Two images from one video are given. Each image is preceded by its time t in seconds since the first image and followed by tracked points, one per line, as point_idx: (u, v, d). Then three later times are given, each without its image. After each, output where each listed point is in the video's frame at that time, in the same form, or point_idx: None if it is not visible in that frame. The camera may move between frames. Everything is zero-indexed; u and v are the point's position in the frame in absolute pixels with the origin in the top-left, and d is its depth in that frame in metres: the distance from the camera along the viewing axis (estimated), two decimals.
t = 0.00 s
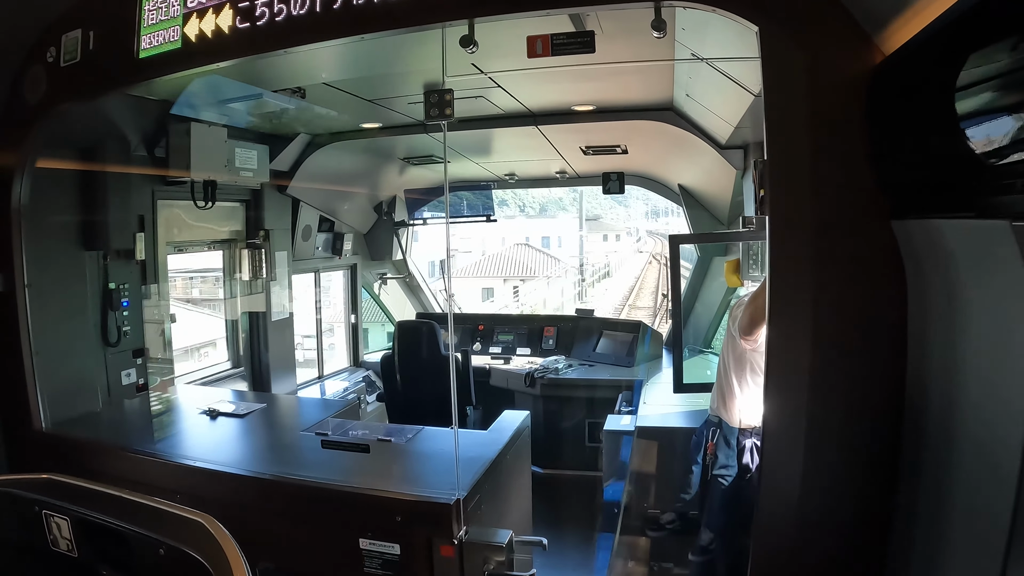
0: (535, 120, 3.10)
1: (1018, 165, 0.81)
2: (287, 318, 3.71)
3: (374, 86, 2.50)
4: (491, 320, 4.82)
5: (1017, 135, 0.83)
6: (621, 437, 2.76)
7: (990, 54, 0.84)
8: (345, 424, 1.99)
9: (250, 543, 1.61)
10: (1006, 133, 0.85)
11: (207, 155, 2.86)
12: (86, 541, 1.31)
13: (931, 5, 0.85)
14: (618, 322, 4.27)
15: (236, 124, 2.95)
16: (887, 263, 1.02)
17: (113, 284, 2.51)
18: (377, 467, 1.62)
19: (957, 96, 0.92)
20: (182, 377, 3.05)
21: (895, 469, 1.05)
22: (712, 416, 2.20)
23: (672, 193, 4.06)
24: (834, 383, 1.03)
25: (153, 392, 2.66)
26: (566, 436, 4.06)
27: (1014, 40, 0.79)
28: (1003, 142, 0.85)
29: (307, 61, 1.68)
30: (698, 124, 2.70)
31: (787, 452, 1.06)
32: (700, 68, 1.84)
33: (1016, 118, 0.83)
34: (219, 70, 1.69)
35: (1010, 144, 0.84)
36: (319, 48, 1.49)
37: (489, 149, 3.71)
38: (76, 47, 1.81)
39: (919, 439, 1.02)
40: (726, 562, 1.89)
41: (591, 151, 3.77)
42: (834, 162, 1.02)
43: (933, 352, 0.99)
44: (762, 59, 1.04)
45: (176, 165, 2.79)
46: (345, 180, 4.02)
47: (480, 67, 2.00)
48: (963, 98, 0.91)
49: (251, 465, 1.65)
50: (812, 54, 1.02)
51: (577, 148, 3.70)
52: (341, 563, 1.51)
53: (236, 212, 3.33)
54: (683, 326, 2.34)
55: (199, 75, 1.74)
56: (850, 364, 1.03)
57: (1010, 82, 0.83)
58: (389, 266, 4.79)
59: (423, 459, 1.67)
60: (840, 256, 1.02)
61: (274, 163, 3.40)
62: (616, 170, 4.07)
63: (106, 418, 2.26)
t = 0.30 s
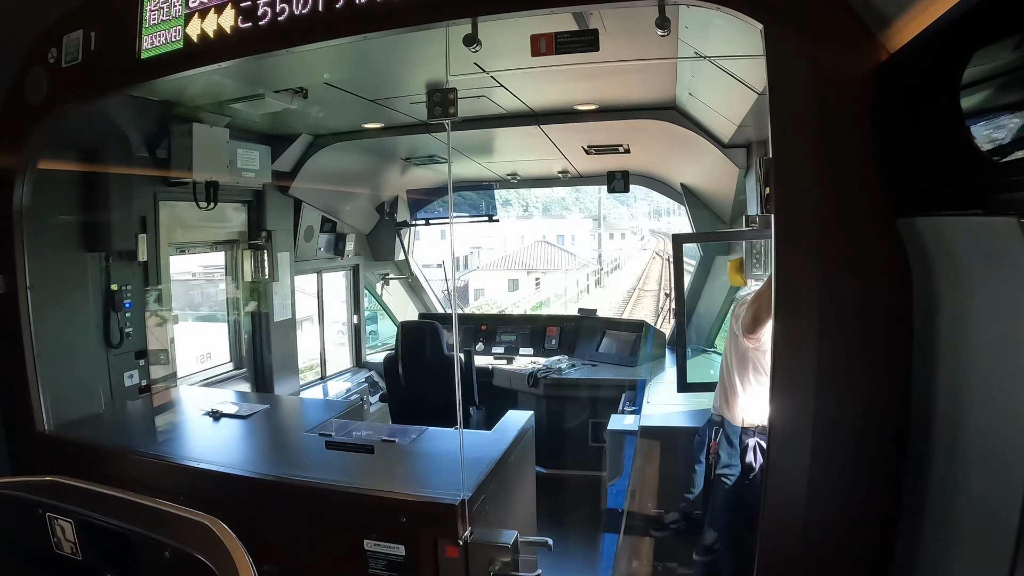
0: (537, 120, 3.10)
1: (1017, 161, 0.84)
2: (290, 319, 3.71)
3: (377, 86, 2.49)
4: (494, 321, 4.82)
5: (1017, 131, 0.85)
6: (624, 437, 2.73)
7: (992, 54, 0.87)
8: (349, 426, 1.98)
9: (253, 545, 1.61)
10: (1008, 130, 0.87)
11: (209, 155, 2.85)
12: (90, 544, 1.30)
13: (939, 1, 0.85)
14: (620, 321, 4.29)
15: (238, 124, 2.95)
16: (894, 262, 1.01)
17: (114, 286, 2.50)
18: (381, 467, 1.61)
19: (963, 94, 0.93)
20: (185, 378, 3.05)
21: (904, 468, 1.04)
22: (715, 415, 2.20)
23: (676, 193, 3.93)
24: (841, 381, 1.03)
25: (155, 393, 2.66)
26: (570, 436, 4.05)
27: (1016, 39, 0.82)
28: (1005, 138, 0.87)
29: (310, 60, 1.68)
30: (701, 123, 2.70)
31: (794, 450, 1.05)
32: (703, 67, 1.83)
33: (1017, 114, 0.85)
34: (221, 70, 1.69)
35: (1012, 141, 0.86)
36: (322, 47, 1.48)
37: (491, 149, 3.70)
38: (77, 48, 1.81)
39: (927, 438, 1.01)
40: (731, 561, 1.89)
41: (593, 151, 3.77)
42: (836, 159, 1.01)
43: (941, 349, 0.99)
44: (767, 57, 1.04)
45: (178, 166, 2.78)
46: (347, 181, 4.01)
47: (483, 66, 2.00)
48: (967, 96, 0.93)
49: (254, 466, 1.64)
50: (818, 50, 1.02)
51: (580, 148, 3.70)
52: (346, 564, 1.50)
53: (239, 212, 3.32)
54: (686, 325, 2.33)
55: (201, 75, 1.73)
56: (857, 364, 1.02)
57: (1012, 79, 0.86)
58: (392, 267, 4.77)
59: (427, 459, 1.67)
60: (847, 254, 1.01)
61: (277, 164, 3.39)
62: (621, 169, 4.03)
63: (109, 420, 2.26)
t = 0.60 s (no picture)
0: (541, 119, 3.09)
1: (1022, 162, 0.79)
2: (293, 319, 3.70)
3: (380, 85, 2.49)
4: (496, 320, 4.82)
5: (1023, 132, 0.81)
6: (627, 437, 2.75)
7: (999, 53, 0.83)
8: (352, 426, 1.98)
9: (257, 545, 1.61)
10: (1015, 129, 0.82)
11: (212, 154, 2.80)
12: (93, 546, 1.30)
13: None
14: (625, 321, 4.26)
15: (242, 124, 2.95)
16: (901, 262, 1.00)
17: (117, 286, 2.50)
18: (386, 468, 1.61)
19: (969, 94, 0.89)
20: (188, 377, 3.05)
21: (912, 470, 1.03)
22: (716, 415, 2.20)
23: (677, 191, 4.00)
24: (848, 381, 1.02)
25: (158, 393, 2.66)
26: (573, 435, 4.04)
27: None
28: (1010, 139, 0.83)
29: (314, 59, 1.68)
30: (705, 123, 2.69)
31: (801, 451, 1.04)
32: (708, 66, 1.82)
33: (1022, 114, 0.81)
34: (225, 70, 1.69)
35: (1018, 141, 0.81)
36: (326, 46, 1.48)
37: (494, 149, 3.70)
38: (79, 47, 1.80)
39: (933, 438, 1.01)
40: (735, 561, 1.88)
41: (597, 151, 3.78)
42: (842, 159, 1.01)
43: (947, 349, 0.99)
44: (774, 55, 1.03)
45: (181, 165, 2.77)
46: (349, 180, 4.00)
47: (486, 65, 2.00)
48: (974, 94, 0.88)
49: (257, 466, 1.64)
50: (824, 49, 1.01)
51: (583, 147, 3.70)
52: (350, 565, 1.50)
53: (240, 212, 3.33)
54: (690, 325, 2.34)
55: (204, 74, 1.73)
56: (863, 364, 1.02)
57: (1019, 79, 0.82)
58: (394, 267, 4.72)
59: (431, 460, 1.66)
60: (854, 253, 1.01)
61: (280, 163, 3.39)
62: (627, 168, 4.00)
63: (112, 421, 2.26)
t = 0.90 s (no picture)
0: (542, 118, 3.08)
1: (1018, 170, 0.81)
2: (293, 317, 3.70)
3: (379, 83, 2.49)
4: (497, 320, 4.82)
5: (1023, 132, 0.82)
6: (627, 436, 2.83)
7: (997, 50, 0.82)
8: (351, 424, 1.98)
9: (255, 544, 1.60)
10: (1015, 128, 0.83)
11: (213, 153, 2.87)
12: (88, 544, 1.29)
13: None
14: (625, 321, 4.28)
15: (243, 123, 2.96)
16: (902, 261, 1.00)
17: (116, 284, 2.49)
18: (385, 466, 1.61)
19: (967, 90, 0.89)
20: (188, 376, 3.05)
21: (911, 470, 1.02)
22: (716, 414, 2.20)
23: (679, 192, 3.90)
24: (847, 380, 1.01)
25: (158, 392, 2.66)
26: (573, 435, 4.03)
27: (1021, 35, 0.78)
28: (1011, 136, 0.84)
29: (314, 58, 1.67)
30: (705, 121, 2.68)
31: (799, 450, 1.04)
32: (707, 64, 1.81)
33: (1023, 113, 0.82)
34: (224, 68, 1.68)
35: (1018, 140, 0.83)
36: (325, 43, 1.47)
37: (495, 147, 3.69)
38: (79, 45, 1.80)
39: (933, 438, 1.00)
40: (734, 561, 1.87)
41: (597, 150, 3.78)
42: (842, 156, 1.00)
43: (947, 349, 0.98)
44: (771, 53, 1.03)
45: (181, 164, 2.77)
46: (349, 179, 4.00)
47: (485, 63, 1.99)
48: (974, 92, 0.88)
49: (257, 465, 1.64)
50: (823, 47, 1.00)
51: (583, 146, 3.70)
52: (347, 564, 1.50)
53: (241, 211, 3.33)
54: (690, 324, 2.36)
55: (203, 72, 1.73)
56: (863, 364, 1.01)
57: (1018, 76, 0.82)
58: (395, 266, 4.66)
59: (429, 458, 1.66)
60: (854, 252, 1.00)
61: (280, 162, 3.39)
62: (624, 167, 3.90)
63: (111, 419, 2.26)
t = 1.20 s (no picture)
0: (541, 116, 3.09)
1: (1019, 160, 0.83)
2: (293, 315, 3.71)
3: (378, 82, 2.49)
4: (497, 318, 4.82)
5: None
6: (627, 434, 2.88)
7: (994, 43, 0.85)
8: (350, 421, 1.98)
9: (253, 539, 1.61)
10: (1012, 123, 0.86)
11: (213, 151, 2.87)
12: (83, 535, 1.31)
13: None
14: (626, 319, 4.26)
15: (244, 121, 2.97)
16: (897, 257, 0.99)
17: (117, 282, 2.53)
18: (382, 462, 1.61)
19: (961, 87, 0.92)
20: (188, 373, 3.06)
21: (906, 466, 1.02)
22: (717, 412, 2.22)
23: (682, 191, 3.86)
24: (840, 377, 1.02)
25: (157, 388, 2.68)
26: (573, 433, 4.04)
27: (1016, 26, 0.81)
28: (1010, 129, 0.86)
29: (311, 56, 1.68)
30: (703, 119, 2.69)
31: (792, 446, 1.04)
32: (705, 61, 1.81)
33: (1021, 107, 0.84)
34: (222, 66, 1.69)
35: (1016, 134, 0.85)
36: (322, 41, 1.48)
37: (495, 145, 3.69)
38: (79, 44, 1.82)
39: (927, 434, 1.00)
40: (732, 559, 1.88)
41: (597, 147, 3.78)
42: (838, 154, 1.00)
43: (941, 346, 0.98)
44: (765, 51, 1.03)
45: (181, 162, 2.77)
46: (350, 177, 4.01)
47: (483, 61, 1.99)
48: (970, 89, 0.91)
49: (256, 461, 1.64)
50: (817, 44, 1.00)
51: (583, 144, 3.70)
52: (344, 560, 1.50)
53: (241, 208, 3.34)
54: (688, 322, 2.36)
55: (202, 71, 1.74)
56: (857, 361, 1.01)
57: (1015, 70, 0.84)
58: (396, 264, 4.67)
59: (426, 455, 1.67)
60: (846, 248, 1.00)
61: (280, 160, 3.40)
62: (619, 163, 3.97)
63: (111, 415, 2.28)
